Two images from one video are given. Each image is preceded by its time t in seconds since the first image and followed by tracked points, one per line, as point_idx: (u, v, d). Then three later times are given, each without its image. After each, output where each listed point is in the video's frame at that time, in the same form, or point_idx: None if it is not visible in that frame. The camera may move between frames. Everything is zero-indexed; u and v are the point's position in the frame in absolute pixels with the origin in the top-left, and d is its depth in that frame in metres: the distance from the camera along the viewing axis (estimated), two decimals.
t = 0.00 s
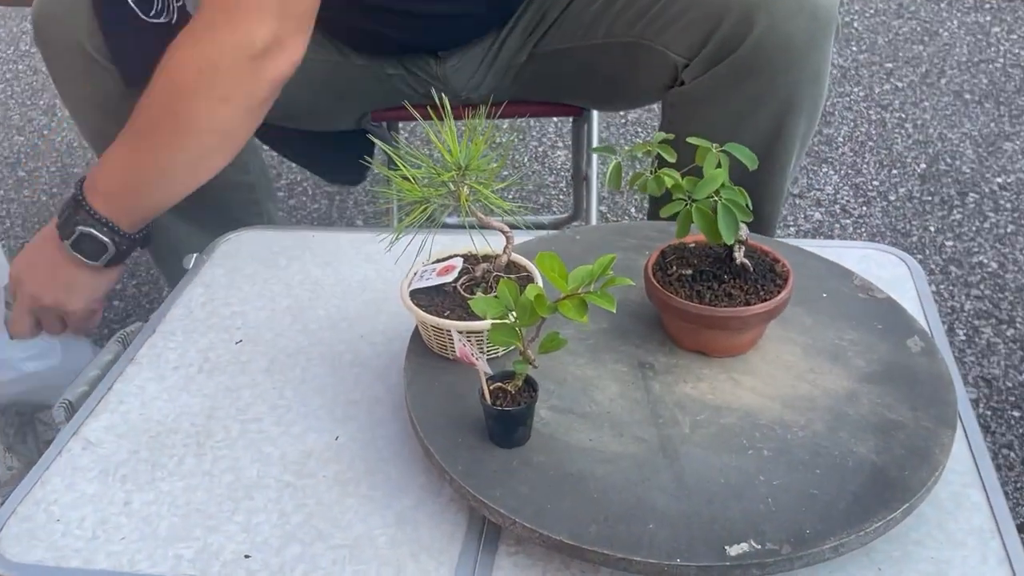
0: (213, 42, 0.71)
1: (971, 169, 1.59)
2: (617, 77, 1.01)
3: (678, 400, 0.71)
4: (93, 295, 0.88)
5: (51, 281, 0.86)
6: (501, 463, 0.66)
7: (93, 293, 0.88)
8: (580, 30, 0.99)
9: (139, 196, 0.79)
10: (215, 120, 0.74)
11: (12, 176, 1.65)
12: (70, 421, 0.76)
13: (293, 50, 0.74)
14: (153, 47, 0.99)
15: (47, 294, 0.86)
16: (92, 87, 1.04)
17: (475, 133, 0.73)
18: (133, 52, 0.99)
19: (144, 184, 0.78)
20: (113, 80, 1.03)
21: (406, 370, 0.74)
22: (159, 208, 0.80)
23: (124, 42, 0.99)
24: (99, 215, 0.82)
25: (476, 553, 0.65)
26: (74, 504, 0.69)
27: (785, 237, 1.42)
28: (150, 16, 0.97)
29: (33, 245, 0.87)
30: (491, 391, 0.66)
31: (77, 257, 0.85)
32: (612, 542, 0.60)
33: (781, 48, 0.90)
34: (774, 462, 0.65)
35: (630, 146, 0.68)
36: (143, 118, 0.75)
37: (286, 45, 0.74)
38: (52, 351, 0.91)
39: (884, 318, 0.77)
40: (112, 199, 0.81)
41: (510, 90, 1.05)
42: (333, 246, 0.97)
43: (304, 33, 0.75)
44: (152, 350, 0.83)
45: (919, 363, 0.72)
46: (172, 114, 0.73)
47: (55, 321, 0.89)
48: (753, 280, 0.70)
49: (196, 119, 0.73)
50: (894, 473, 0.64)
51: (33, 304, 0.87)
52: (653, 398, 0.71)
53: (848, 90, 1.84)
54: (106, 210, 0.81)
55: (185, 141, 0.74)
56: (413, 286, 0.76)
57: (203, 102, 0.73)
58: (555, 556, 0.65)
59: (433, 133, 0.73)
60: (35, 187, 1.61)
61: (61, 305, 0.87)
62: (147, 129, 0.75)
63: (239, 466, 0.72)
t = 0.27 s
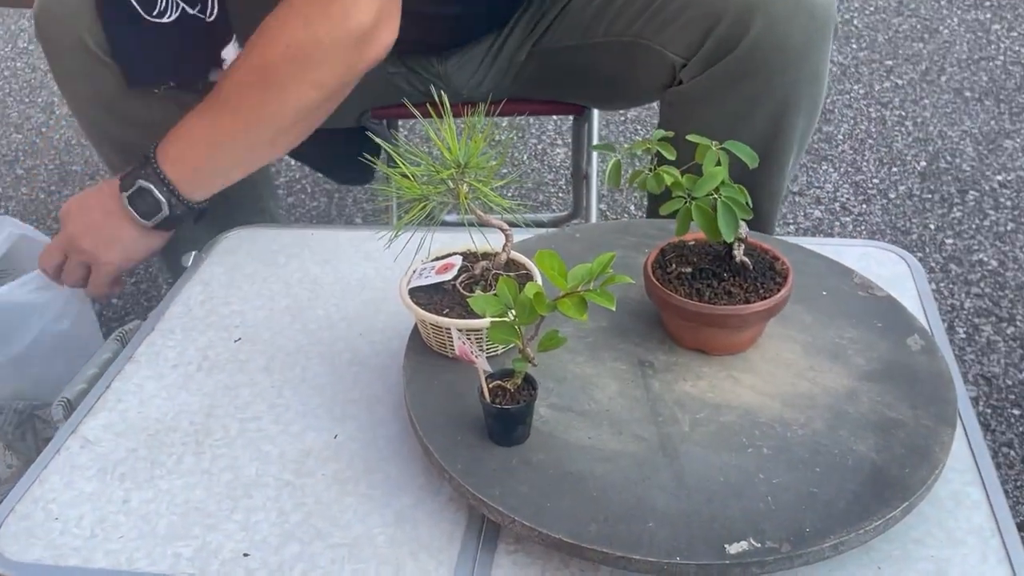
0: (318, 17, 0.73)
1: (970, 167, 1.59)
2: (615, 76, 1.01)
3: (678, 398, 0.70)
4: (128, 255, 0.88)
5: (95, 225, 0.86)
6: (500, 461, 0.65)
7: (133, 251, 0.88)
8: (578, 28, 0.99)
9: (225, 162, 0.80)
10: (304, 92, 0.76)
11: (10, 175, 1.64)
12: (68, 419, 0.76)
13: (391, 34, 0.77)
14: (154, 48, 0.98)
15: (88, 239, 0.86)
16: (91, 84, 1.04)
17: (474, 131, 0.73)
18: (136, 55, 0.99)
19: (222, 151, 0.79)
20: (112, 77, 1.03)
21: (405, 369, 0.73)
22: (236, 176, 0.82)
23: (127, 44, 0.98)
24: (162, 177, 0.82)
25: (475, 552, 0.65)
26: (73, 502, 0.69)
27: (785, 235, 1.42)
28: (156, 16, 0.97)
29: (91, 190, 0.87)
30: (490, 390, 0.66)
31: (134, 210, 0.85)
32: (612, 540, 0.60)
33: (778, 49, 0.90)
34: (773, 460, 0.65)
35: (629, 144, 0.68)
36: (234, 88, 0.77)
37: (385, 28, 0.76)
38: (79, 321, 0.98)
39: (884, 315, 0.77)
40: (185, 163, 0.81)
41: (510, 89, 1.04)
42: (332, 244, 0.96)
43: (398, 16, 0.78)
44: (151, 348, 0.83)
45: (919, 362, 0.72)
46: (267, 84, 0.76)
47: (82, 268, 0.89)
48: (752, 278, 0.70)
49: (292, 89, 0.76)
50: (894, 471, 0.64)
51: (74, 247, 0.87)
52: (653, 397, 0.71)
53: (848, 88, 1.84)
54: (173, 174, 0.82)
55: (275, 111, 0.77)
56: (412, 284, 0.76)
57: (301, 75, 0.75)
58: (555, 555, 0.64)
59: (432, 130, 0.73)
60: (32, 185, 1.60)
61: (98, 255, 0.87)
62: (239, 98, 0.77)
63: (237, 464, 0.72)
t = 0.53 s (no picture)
0: (331, 9, 0.72)
1: (971, 167, 1.59)
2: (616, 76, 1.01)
3: (678, 398, 0.70)
4: (120, 240, 0.88)
5: (94, 203, 0.87)
6: (500, 462, 0.65)
7: (124, 236, 0.88)
8: (578, 28, 0.99)
9: (237, 154, 0.80)
10: (317, 83, 0.76)
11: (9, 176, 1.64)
12: (68, 420, 0.76)
13: (405, 26, 0.76)
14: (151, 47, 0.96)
15: (83, 215, 0.87)
16: (91, 82, 1.03)
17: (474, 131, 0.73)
18: (134, 55, 0.97)
19: (233, 142, 0.79)
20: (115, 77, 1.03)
21: (405, 369, 0.73)
22: (247, 166, 0.82)
23: (127, 44, 0.96)
24: (172, 167, 0.82)
25: (475, 553, 0.65)
26: (73, 503, 0.69)
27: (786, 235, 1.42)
28: (157, 17, 0.95)
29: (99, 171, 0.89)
30: (490, 391, 0.66)
31: (132, 193, 0.86)
32: (612, 540, 0.60)
33: (777, 49, 0.90)
34: (774, 460, 0.65)
35: (629, 144, 0.68)
36: (246, 80, 0.77)
37: (399, 21, 0.75)
38: (89, 312, 0.96)
39: (885, 315, 0.77)
40: (196, 154, 0.81)
41: (511, 89, 1.04)
42: (332, 245, 0.96)
43: (412, 5, 0.77)
44: (151, 349, 0.82)
45: (919, 362, 0.72)
46: (279, 73, 0.76)
47: (72, 245, 0.90)
48: (752, 278, 0.70)
49: (305, 81, 0.75)
50: (894, 472, 0.64)
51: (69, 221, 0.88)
52: (653, 397, 0.71)
53: (849, 87, 1.84)
54: (183, 164, 0.82)
55: (287, 103, 0.76)
56: (412, 284, 0.75)
57: (313, 67, 0.75)
58: (555, 556, 0.64)
59: (433, 130, 0.72)
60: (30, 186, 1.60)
61: (88, 233, 0.88)
62: (251, 89, 0.77)
63: (237, 464, 0.71)
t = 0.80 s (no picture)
0: (335, 10, 0.72)
1: (972, 169, 1.59)
2: (617, 80, 1.01)
3: (679, 401, 0.70)
4: (128, 237, 0.89)
5: (101, 204, 0.87)
6: (501, 464, 0.65)
7: (132, 234, 0.89)
8: (580, 30, 0.99)
9: (242, 154, 0.80)
10: (320, 86, 0.76)
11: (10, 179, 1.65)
12: (69, 422, 0.76)
13: (410, 25, 0.75)
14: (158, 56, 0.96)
15: (92, 214, 0.88)
16: (95, 87, 1.03)
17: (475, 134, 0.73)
18: (142, 63, 0.97)
19: (235, 143, 0.79)
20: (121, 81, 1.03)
21: (406, 372, 0.73)
22: (252, 167, 0.82)
23: (133, 52, 0.96)
24: (178, 167, 0.83)
25: (476, 556, 0.65)
26: (73, 506, 0.69)
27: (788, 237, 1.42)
28: (162, 24, 0.95)
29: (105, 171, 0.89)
30: (492, 393, 0.66)
31: (139, 193, 0.86)
32: (613, 543, 0.60)
33: (778, 50, 0.90)
34: (775, 463, 0.65)
35: (630, 147, 0.68)
36: (250, 81, 0.77)
37: (403, 20, 0.74)
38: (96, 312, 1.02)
39: (886, 317, 0.77)
40: (202, 154, 0.81)
41: (512, 92, 1.04)
42: (333, 247, 0.96)
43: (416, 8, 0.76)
44: (152, 351, 0.83)
45: (920, 365, 0.72)
46: (283, 76, 0.76)
47: (84, 242, 0.91)
48: (754, 281, 0.70)
49: (309, 82, 0.75)
50: (895, 475, 0.64)
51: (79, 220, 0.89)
52: (654, 399, 0.71)
53: (850, 90, 1.84)
54: (189, 164, 0.82)
55: (290, 104, 0.77)
56: (413, 287, 0.75)
57: (317, 68, 0.75)
58: (556, 559, 0.64)
59: (434, 133, 0.72)
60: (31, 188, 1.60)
61: (99, 232, 0.88)
62: (256, 90, 0.77)
63: (238, 467, 0.71)
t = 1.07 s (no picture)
0: (351, 30, 0.76)
1: (944, 181, 1.64)
2: (613, 96, 1.05)
3: (671, 399, 0.75)
4: (157, 245, 0.94)
5: (130, 213, 0.92)
6: (504, 458, 0.70)
7: (160, 241, 0.94)
8: (579, 49, 1.03)
9: (264, 165, 0.85)
10: (337, 100, 0.80)
11: (33, 187, 1.70)
12: (99, 418, 0.81)
13: (421, 42, 0.80)
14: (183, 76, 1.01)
15: (123, 224, 0.93)
16: (124, 105, 1.08)
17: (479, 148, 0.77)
18: (169, 83, 1.01)
19: (257, 154, 0.84)
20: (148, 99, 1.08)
21: (415, 372, 0.78)
22: (273, 176, 0.87)
23: (161, 72, 1.01)
24: (203, 176, 0.87)
25: (481, 544, 0.70)
26: (104, 496, 0.74)
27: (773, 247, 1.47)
28: (189, 45, 1.00)
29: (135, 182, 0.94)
30: (495, 390, 0.71)
31: (165, 203, 0.91)
32: (609, 532, 0.65)
33: (763, 69, 0.94)
34: (760, 457, 0.70)
35: (624, 160, 0.73)
36: (271, 96, 0.82)
37: (414, 37, 0.79)
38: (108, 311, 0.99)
39: (865, 320, 0.81)
40: (225, 165, 0.86)
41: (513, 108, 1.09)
42: (344, 254, 1.01)
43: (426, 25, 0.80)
44: (177, 351, 0.88)
45: (896, 365, 0.76)
46: (302, 91, 0.80)
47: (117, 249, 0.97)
48: (740, 285, 0.74)
49: (327, 96, 0.80)
50: (871, 467, 0.68)
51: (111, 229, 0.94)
52: (647, 397, 0.75)
53: (831, 108, 1.89)
54: (213, 174, 0.87)
55: (309, 118, 0.81)
56: (421, 292, 0.80)
57: (334, 84, 0.79)
58: (556, 546, 0.69)
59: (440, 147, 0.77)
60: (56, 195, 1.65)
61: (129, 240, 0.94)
62: (277, 104, 0.82)
63: (259, 460, 0.76)
